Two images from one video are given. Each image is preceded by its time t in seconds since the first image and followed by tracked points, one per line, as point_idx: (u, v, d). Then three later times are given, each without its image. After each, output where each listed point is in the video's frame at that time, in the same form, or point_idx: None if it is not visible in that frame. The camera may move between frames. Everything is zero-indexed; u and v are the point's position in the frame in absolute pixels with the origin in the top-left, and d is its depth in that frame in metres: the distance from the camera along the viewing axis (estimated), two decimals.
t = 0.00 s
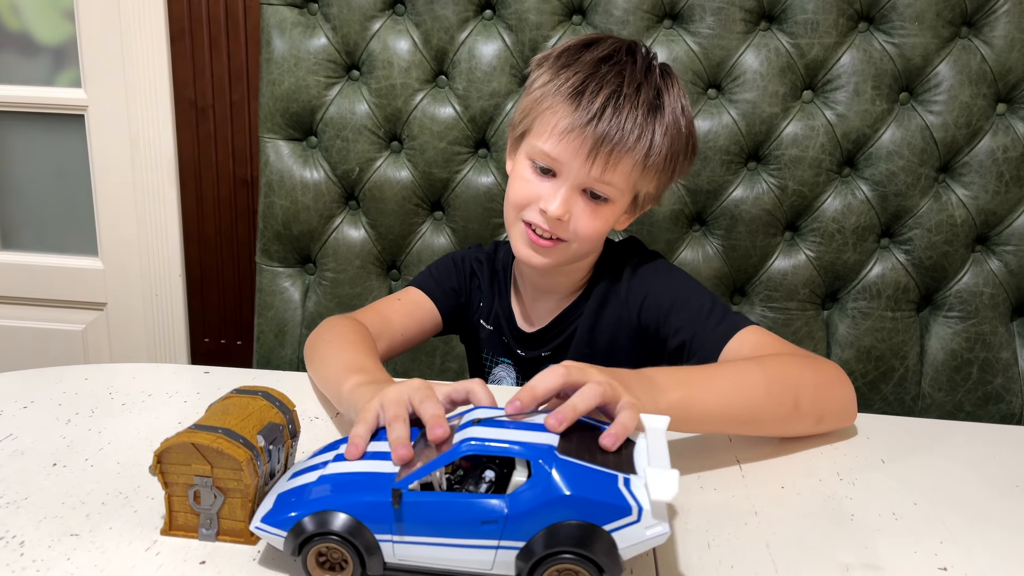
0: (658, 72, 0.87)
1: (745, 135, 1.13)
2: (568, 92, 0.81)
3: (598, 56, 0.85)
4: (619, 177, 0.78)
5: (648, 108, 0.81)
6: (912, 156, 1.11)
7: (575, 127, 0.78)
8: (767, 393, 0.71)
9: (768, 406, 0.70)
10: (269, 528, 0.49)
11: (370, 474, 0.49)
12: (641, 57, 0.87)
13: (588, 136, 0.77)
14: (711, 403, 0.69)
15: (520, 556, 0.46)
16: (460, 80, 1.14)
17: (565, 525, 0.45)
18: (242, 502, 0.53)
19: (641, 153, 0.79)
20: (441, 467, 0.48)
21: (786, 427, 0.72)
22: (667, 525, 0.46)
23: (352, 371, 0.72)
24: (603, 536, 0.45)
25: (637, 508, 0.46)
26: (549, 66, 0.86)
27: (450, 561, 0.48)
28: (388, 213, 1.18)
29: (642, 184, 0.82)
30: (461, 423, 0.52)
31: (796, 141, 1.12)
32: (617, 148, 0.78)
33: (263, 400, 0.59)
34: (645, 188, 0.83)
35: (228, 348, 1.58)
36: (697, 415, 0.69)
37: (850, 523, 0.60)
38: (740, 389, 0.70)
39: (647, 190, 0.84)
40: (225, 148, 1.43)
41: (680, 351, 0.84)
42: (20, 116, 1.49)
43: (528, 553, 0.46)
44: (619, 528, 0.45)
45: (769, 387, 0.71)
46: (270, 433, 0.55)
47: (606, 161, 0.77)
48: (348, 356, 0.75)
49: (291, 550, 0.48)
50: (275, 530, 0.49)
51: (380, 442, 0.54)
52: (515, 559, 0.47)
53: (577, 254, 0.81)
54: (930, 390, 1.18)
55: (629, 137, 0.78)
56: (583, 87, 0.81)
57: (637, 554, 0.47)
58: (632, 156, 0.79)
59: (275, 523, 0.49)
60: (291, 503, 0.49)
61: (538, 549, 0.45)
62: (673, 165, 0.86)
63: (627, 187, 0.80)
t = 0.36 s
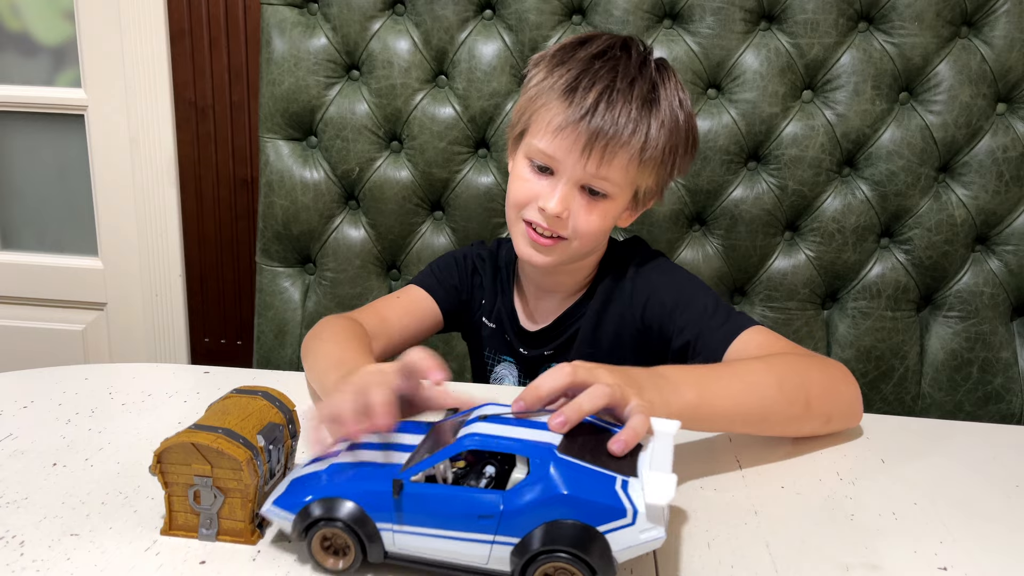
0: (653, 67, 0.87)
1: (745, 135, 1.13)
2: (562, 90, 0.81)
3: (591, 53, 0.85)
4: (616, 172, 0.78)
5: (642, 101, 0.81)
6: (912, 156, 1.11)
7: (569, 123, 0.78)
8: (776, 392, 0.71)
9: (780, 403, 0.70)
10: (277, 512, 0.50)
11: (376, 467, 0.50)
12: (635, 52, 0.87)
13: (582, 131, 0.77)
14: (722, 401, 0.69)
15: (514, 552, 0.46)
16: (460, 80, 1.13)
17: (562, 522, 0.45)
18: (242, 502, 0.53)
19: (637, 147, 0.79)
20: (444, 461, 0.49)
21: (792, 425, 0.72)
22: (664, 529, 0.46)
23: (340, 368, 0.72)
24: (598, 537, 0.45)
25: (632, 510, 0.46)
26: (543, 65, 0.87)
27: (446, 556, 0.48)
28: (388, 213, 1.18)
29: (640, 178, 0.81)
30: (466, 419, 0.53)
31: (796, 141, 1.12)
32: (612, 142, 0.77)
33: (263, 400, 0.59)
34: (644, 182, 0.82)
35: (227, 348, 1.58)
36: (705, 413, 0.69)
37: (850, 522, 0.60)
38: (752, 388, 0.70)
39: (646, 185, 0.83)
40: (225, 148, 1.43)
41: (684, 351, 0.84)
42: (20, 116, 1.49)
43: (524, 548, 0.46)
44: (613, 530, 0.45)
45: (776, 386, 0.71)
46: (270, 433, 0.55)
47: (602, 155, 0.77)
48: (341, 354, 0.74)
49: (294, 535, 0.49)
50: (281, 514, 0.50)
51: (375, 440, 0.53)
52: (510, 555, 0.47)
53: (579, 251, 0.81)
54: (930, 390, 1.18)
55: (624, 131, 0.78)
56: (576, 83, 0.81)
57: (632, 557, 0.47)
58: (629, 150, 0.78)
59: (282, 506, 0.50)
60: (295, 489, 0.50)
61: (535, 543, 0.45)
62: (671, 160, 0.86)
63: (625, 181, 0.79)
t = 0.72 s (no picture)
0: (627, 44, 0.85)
1: (744, 135, 1.13)
2: (535, 80, 0.81)
3: (560, 42, 0.84)
4: (603, 149, 0.75)
5: (616, 77, 0.79)
6: (912, 156, 1.11)
7: (546, 109, 0.76)
8: (806, 371, 0.69)
9: (808, 383, 0.69)
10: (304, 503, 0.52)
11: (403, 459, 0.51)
12: (605, 32, 0.85)
13: (561, 115, 0.75)
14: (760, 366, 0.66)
15: (532, 546, 0.47)
16: (460, 80, 1.13)
17: (578, 517, 0.45)
18: (242, 502, 0.53)
19: (619, 120, 0.76)
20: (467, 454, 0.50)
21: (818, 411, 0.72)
22: (679, 526, 0.46)
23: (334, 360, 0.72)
24: (615, 533, 0.45)
25: (649, 507, 0.45)
26: (518, 65, 0.86)
27: (465, 548, 0.49)
28: (388, 213, 1.18)
29: (633, 153, 0.79)
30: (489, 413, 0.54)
31: (796, 140, 1.12)
32: (593, 120, 0.75)
33: (263, 400, 0.59)
34: (637, 157, 0.80)
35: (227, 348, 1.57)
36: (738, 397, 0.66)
37: (849, 522, 0.60)
38: (785, 361, 0.68)
39: (641, 159, 0.80)
40: (225, 148, 1.43)
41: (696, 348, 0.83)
42: (21, 117, 1.49)
43: (541, 542, 0.46)
44: (629, 525, 0.45)
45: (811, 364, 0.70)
46: (270, 434, 0.55)
47: (585, 135, 0.74)
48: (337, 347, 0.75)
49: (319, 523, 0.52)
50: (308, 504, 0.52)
51: (386, 444, 0.54)
52: (528, 549, 0.47)
53: (584, 241, 0.78)
54: (930, 390, 1.18)
55: (602, 106, 0.76)
56: (547, 71, 0.81)
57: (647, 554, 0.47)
58: (611, 124, 0.76)
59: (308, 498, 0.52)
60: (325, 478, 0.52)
61: (552, 538, 0.46)
62: (662, 130, 0.83)
63: (617, 158, 0.77)
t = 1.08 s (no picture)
0: (602, 32, 0.80)
1: (744, 135, 1.13)
2: (516, 88, 0.77)
3: (533, 46, 0.80)
4: (598, 141, 0.70)
5: (595, 65, 0.74)
6: (912, 156, 1.11)
7: (529, 116, 0.72)
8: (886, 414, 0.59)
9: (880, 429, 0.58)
10: (338, 511, 0.52)
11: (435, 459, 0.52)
12: (577, 26, 0.81)
13: (545, 118, 0.71)
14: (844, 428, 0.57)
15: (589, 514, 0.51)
16: (460, 80, 1.13)
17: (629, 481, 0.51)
18: (242, 502, 0.53)
19: (607, 107, 0.71)
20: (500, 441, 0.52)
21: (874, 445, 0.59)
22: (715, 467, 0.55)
23: (324, 356, 0.70)
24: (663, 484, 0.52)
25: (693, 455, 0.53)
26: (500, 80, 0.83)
27: (512, 528, 0.52)
28: (388, 213, 1.18)
29: (635, 139, 0.73)
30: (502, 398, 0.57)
31: (796, 141, 1.12)
32: (580, 116, 0.71)
33: (263, 400, 0.59)
34: (641, 139, 0.74)
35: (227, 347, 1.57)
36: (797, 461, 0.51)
37: (849, 522, 0.60)
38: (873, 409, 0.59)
39: (646, 142, 0.74)
40: (225, 148, 1.43)
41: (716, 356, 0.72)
42: (21, 116, 1.49)
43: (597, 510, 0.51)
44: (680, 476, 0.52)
45: (868, 389, 0.56)
46: (270, 433, 0.55)
47: (575, 132, 0.70)
48: (329, 341, 0.73)
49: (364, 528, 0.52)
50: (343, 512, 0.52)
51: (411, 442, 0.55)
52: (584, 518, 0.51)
53: (605, 241, 0.72)
54: (930, 390, 1.18)
55: (586, 99, 0.71)
56: (523, 77, 0.77)
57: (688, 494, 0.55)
58: (601, 115, 0.71)
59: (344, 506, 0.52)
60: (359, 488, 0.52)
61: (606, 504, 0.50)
62: (659, 105, 0.76)
63: (617, 148, 0.71)
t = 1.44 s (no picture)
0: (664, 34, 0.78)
1: (745, 135, 1.13)
2: (574, 88, 0.75)
3: (592, 44, 0.78)
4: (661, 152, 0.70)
5: (661, 71, 0.73)
6: (912, 156, 1.11)
7: (592, 120, 0.71)
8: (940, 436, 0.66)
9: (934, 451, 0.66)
10: None
11: (540, 485, 0.49)
12: (638, 26, 0.79)
13: (609, 123, 0.70)
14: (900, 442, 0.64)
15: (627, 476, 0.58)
16: (460, 80, 1.13)
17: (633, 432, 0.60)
18: (241, 502, 0.53)
19: (673, 117, 0.71)
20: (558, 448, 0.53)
21: (899, 467, 0.67)
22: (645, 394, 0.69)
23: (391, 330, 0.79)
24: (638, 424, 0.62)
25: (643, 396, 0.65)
26: (551, 73, 0.81)
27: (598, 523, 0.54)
28: (388, 213, 1.18)
29: (693, 150, 0.73)
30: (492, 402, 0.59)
31: (796, 140, 1.12)
32: (645, 123, 0.69)
33: (263, 400, 0.59)
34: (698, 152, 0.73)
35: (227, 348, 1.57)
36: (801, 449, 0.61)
37: (849, 522, 0.60)
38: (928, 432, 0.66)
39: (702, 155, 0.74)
40: (225, 148, 1.43)
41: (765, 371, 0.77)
42: (21, 116, 1.49)
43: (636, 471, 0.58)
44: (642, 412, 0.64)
45: (919, 413, 0.65)
46: (270, 433, 0.55)
47: (640, 140, 0.69)
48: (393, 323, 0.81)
49: None
50: None
51: (499, 492, 0.49)
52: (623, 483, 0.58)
53: (652, 250, 0.73)
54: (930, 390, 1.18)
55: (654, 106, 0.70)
56: (586, 77, 0.75)
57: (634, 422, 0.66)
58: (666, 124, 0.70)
59: None
60: (508, 547, 0.45)
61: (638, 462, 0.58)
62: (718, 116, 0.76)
63: (676, 159, 0.71)
